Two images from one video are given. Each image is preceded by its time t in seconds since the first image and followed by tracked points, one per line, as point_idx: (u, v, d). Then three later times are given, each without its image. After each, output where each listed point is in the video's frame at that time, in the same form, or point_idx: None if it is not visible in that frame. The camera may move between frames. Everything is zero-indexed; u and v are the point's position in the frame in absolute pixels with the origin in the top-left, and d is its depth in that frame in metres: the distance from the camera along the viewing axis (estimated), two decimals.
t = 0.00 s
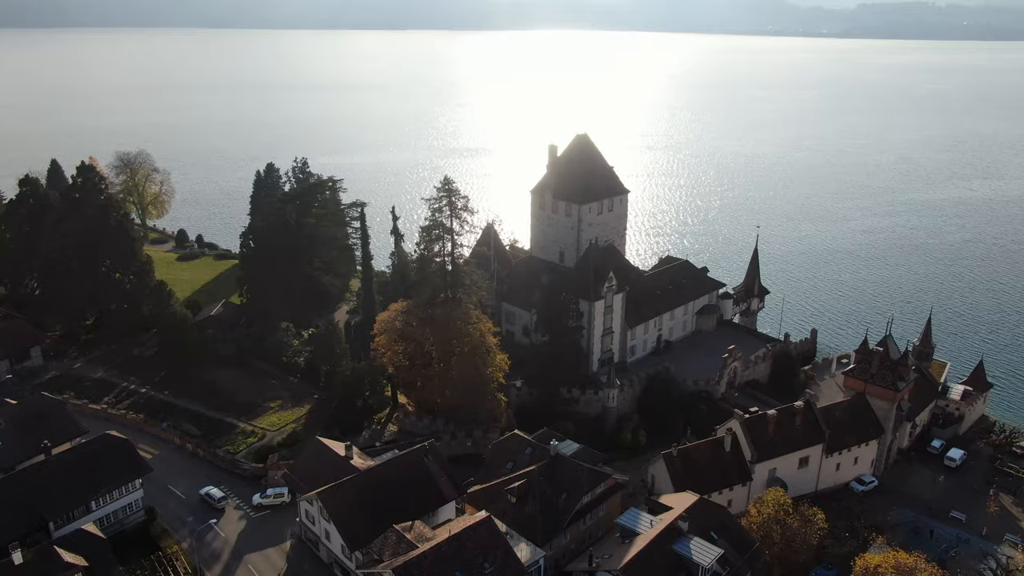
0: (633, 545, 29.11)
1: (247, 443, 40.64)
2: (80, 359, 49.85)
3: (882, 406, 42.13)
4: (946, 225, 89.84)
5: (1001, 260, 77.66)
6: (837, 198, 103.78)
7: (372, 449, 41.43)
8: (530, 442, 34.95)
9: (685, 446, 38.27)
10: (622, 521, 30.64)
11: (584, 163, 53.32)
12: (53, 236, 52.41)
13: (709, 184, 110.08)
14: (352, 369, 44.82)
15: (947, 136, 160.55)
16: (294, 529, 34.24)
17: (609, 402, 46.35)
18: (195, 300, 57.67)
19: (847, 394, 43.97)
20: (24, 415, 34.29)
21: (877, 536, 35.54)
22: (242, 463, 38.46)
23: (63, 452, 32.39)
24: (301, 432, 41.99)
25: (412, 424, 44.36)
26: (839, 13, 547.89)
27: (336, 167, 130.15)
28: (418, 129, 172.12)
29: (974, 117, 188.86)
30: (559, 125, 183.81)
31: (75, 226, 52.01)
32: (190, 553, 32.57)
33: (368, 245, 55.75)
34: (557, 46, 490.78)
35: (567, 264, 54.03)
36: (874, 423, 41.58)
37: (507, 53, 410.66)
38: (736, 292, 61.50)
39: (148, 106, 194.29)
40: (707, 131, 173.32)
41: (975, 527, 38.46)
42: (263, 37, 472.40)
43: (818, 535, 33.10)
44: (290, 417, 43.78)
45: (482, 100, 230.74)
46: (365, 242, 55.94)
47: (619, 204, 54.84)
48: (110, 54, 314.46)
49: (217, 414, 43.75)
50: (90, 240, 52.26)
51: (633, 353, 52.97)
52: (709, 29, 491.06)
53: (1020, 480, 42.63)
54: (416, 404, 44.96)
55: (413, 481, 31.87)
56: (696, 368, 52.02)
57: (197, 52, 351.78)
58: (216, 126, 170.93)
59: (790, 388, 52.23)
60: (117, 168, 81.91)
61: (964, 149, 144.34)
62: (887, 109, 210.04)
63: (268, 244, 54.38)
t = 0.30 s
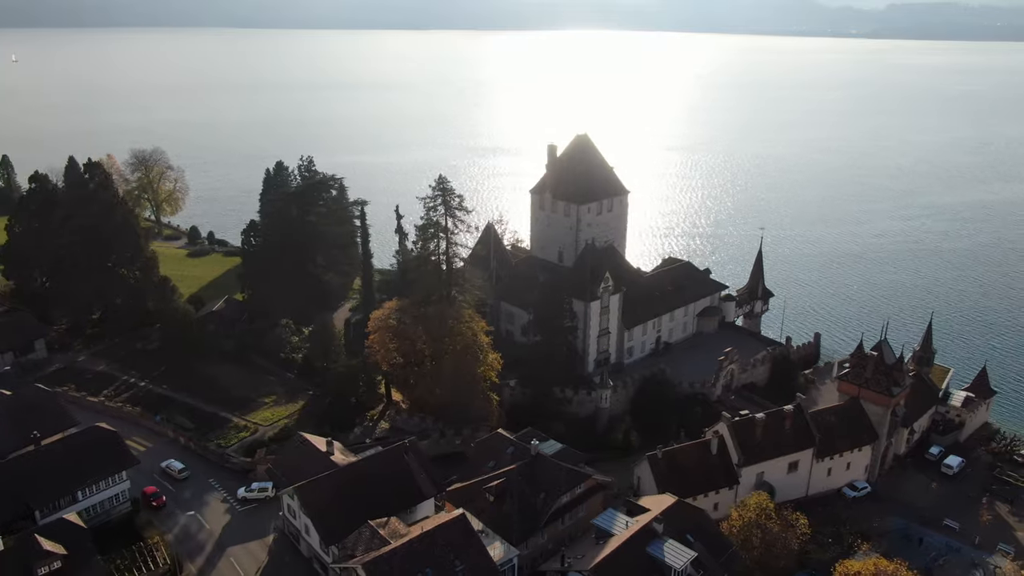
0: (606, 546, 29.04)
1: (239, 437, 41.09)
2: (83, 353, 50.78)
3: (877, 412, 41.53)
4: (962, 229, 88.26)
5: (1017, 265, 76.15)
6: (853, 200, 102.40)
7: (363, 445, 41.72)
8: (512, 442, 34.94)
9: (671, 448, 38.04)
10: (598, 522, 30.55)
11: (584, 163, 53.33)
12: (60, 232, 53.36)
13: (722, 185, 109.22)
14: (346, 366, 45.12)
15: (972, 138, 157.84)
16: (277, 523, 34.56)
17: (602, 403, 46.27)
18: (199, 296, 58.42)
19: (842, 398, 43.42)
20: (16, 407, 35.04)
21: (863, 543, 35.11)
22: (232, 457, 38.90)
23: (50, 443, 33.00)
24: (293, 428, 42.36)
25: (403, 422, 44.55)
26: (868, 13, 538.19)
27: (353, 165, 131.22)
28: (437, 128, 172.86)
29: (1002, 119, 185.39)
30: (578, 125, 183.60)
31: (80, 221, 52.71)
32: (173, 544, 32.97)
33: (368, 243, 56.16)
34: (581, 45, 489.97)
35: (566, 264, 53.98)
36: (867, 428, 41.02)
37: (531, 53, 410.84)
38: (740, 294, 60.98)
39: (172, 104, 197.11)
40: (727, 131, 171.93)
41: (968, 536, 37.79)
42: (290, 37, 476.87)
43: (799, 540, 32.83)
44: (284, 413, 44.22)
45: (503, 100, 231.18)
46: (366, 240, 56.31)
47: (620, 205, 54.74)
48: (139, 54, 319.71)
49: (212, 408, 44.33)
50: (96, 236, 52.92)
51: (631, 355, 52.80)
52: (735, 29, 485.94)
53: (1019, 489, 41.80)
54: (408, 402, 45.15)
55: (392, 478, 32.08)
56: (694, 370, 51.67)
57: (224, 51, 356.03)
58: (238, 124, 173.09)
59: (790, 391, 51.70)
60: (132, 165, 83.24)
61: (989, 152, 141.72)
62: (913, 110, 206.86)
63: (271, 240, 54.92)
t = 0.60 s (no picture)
0: (579, 547, 29.01)
1: (232, 431, 41.50)
2: (87, 347, 51.78)
3: (870, 417, 40.97)
4: (979, 233, 86.72)
5: None
6: (869, 202, 101.05)
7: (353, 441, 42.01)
8: (494, 440, 34.97)
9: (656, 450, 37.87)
10: (574, 522, 30.54)
11: (584, 162, 53.27)
12: (67, 228, 54.40)
13: (736, 185, 108.27)
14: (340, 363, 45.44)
15: (999, 141, 155.04)
16: (261, 516, 34.92)
17: (595, 404, 45.99)
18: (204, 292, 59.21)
19: (837, 403, 42.89)
20: (11, 397, 35.91)
21: (847, 551, 34.74)
22: (222, 451, 39.33)
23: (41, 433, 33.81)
24: (285, 424, 42.76)
25: (395, 419, 44.73)
26: (901, 14, 529.18)
27: (369, 164, 132.23)
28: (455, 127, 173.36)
29: None
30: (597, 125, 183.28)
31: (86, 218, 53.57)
32: (156, 536, 33.45)
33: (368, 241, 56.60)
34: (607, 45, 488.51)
35: (564, 264, 53.90)
36: (860, 434, 40.46)
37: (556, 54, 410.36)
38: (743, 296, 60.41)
39: (197, 103, 199.55)
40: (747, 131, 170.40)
41: (959, 544, 37.17)
42: (317, 36, 480.94)
43: (780, 546, 32.56)
44: (277, 409, 44.67)
45: (524, 100, 231.44)
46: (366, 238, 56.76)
47: (620, 206, 54.57)
48: (168, 53, 324.23)
49: (207, 403, 44.89)
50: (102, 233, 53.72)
51: (628, 356, 52.55)
52: (764, 29, 479.18)
53: (1017, 498, 41.04)
54: (400, 399, 45.32)
55: (371, 474, 32.30)
56: (691, 372, 51.32)
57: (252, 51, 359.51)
58: (260, 122, 174.99)
59: (788, 395, 51.19)
60: (147, 163, 84.55)
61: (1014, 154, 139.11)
62: (940, 112, 203.56)
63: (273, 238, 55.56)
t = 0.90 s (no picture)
0: (552, 547, 29.01)
1: (225, 425, 42.00)
2: (91, 340, 52.71)
3: (863, 422, 40.43)
4: (995, 237, 85.16)
5: None
6: (886, 204, 99.50)
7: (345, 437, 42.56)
8: (476, 439, 35.12)
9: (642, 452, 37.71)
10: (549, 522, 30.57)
11: (584, 162, 53.11)
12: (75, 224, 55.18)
13: (750, 185, 107.25)
14: (335, 360, 45.85)
15: None
16: (245, 511, 35.27)
17: (588, 405, 46.01)
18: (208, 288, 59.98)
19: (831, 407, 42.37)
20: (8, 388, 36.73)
21: (831, 558, 34.36)
22: (214, 445, 39.84)
23: (31, 425, 34.55)
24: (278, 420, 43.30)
25: (387, 417, 44.98)
26: (934, 14, 519.25)
27: (386, 162, 132.87)
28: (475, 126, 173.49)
29: None
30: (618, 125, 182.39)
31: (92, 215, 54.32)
32: (141, 527, 33.91)
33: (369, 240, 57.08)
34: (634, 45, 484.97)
35: (562, 263, 53.76)
36: (852, 439, 39.97)
37: (581, 53, 407.99)
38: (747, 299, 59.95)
39: (220, 101, 201.63)
40: (768, 132, 168.47)
41: (950, 553, 36.56)
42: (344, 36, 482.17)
43: (761, 550, 32.12)
44: (272, 404, 45.25)
45: (545, 99, 230.75)
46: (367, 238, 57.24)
47: (620, 206, 54.31)
48: (196, 52, 327.34)
49: (204, 397, 45.47)
50: (108, 230, 54.49)
51: (626, 357, 52.40)
52: (793, 29, 472.80)
53: (1013, 507, 40.29)
54: (393, 396, 45.60)
55: (351, 471, 32.60)
56: (686, 375, 50.99)
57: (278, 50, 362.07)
58: (281, 120, 176.31)
59: (787, 398, 50.81)
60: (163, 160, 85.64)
61: None
62: (969, 114, 199.48)
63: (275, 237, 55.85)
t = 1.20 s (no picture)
0: (524, 546, 29.09)
1: (219, 420, 42.54)
2: (96, 335, 53.72)
3: (854, 427, 39.92)
4: (1013, 242, 83.42)
5: None
6: (903, 208, 97.99)
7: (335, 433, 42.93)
8: (459, 437, 35.27)
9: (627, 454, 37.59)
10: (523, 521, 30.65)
11: (584, 162, 52.99)
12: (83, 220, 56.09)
13: (765, 185, 106.19)
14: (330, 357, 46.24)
15: None
16: (231, 504, 35.72)
17: (580, 405, 45.85)
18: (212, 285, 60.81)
19: (823, 412, 41.91)
20: (5, 377, 37.72)
21: (814, 563, 34.00)
22: (205, 439, 40.38)
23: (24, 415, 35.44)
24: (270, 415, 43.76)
25: (379, 413, 45.25)
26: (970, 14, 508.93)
27: (403, 161, 133.51)
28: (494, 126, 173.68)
29: None
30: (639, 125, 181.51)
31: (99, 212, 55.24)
32: (127, 518, 34.53)
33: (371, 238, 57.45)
34: (661, 45, 481.72)
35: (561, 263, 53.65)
36: (843, 444, 39.49)
37: (607, 53, 405.93)
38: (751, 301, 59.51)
39: (245, 99, 203.80)
40: (791, 133, 166.57)
41: (939, 562, 36.00)
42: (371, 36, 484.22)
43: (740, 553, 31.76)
44: (266, 399, 45.77)
45: (567, 99, 230.10)
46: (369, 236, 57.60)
47: (619, 207, 54.11)
48: (224, 52, 330.87)
49: (201, 392, 46.07)
50: (114, 227, 55.43)
51: (623, 358, 52.19)
52: (824, 28, 466.04)
53: (1009, 516, 39.54)
54: (386, 393, 45.87)
55: (331, 466, 32.96)
56: (682, 377, 50.69)
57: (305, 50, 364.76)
58: (303, 119, 177.74)
59: (785, 402, 50.32)
60: (178, 158, 86.84)
61: None
62: (1000, 116, 195.41)
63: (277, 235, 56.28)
